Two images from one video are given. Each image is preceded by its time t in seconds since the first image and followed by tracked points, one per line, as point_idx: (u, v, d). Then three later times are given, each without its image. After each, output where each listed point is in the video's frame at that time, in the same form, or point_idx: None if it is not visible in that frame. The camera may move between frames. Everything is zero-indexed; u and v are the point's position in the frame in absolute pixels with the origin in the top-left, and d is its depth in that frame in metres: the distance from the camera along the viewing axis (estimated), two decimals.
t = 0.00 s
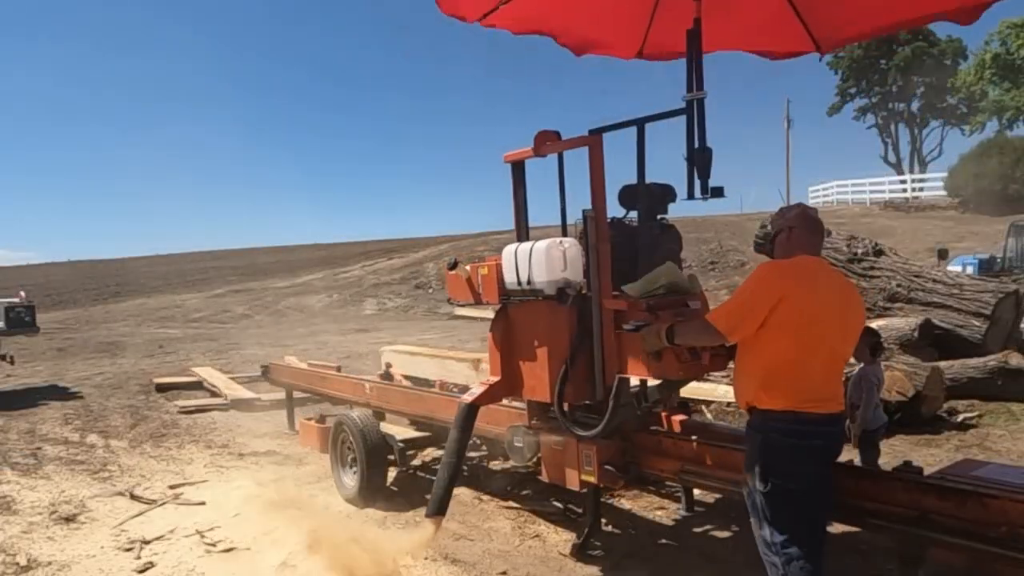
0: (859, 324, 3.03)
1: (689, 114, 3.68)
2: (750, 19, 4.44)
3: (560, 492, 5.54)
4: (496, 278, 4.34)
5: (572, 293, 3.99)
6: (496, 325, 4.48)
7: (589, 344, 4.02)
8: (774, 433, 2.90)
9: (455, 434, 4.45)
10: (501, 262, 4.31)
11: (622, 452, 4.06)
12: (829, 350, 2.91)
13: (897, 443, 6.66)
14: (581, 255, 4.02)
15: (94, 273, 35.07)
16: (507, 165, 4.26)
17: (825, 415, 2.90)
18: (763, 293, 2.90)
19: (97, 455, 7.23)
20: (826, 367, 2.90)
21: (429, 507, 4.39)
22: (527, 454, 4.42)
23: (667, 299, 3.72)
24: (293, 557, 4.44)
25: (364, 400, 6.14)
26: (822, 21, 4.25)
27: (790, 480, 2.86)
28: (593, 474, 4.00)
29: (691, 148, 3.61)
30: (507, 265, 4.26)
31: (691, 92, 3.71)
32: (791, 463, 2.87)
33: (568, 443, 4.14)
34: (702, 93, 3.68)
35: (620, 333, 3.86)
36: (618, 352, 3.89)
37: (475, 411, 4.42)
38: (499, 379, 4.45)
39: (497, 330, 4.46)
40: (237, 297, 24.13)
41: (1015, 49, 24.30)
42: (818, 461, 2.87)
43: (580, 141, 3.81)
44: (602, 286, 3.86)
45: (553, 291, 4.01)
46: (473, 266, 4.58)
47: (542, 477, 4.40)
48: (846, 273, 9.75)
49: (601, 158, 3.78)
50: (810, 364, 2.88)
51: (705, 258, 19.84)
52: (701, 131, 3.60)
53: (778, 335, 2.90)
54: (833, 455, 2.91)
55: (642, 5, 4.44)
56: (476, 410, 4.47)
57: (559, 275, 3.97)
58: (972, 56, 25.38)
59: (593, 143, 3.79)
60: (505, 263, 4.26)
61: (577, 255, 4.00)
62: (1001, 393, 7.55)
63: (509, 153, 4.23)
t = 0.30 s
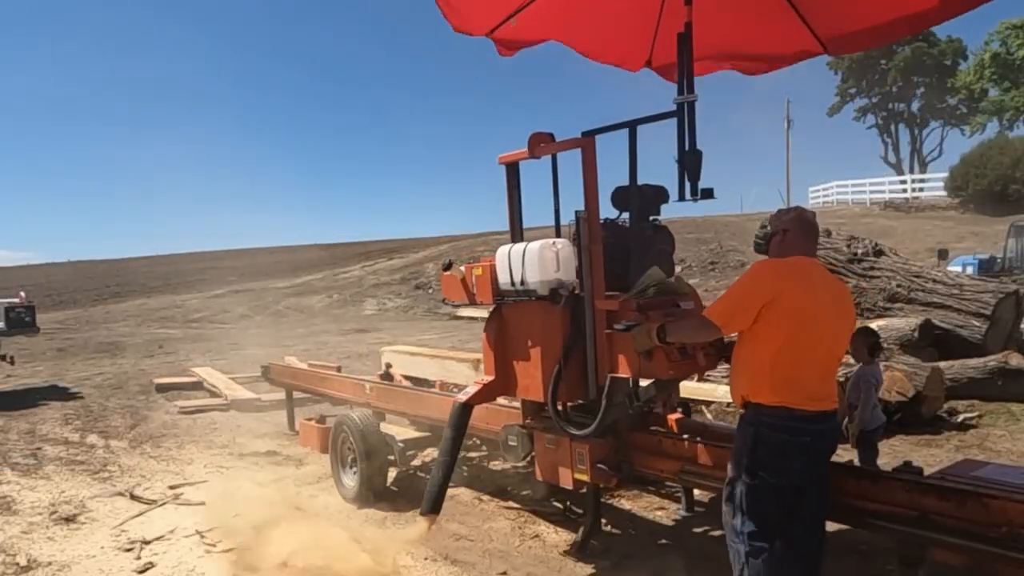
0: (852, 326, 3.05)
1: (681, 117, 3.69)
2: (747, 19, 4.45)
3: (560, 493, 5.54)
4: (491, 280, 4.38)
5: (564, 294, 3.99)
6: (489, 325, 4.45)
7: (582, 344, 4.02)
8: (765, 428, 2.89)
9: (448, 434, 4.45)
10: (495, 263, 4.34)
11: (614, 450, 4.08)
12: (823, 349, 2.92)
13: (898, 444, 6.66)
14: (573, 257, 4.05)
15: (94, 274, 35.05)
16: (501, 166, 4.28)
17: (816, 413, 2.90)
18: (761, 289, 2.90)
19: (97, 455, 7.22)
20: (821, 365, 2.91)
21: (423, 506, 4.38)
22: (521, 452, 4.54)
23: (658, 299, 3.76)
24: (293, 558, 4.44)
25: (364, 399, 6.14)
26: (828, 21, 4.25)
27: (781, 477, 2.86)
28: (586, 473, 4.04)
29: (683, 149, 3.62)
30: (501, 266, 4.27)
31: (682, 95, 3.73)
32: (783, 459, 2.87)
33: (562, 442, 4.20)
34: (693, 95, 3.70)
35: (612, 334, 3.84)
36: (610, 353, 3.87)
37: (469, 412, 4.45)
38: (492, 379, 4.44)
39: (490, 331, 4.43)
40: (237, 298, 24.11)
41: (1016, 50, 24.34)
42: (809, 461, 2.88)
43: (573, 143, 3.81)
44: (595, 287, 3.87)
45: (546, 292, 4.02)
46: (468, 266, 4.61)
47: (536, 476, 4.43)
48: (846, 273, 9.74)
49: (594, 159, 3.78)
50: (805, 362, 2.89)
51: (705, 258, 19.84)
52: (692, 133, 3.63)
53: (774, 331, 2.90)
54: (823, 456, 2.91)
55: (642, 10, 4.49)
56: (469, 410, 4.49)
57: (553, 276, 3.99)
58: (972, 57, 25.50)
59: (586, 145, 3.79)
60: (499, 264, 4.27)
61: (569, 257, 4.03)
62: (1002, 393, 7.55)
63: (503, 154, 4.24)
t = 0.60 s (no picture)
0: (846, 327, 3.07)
1: (672, 119, 3.71)
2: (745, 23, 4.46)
3: (560, 493, 5.53)
4: (485, 281, 4.35)
5: (558, 294, 4.01)
6: (484, 325, 4.52)
7: (576, 344, 4.07)
8: (762, 423, 2.88)
9: (444, 432, 4.47)
10: (489, 263, 4.31)
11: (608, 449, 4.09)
12: (818, 348, 2.93)
13: (898, 444, 6.66)
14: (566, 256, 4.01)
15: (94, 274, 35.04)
16: (496, 167, 4.28)
17: (811, 410, 2.90)
18: (753, 287, 2.93)
19: (97, 456, 7.22)
20: (816, 364, 2.92)
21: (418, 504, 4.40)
22: (516, 451, 4.51)
23: (649, 300, 3.81)
24: (293, 559, 4.43)
25: (364, 400, 6.14)
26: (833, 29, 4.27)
27: (777, 472, 2.86)
28: (580, 472, 4.04)
29: (674, 151, 3.66)
30: (496, 266, 4.25)
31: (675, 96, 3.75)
32: (780, 456, 2.87)
33: (556, 442, 4.18)
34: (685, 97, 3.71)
35: (604, 334, 3.87)
36: (602, 353, 3.90)
37: (463, 411, 4.47)
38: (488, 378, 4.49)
39: (486, 331, 4.50)
40: (237, 298, 24.09)
41: (1016, 50, 24.35)
42: (805, 457, 2.89)
43: (566, 144, 3.82)
44: (588, 288, 3.89)
45: (540, 292, 4.00)
46: (462, 266, 4.59)
47: (531, 474, 4.43)
48: (846, 274, 9.73)
49: (587, 160, 3.80)
50: (801, 359, 2.90)
51: (705, 259, 19.84)
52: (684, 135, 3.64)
53: (768, 330, 2.92)
54: (818, 457, 2.93)
55: (642, 12, 4.50)
56: (464, 410, 4.52)
57: (546, 276, 3.97)
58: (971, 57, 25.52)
59: (579, 146, 3.81)
60: (494, 265, 4.25)
61: (563, 257, 3.99)
62: (1002, 393, 7.56)
63: (499, 157, 4.25)
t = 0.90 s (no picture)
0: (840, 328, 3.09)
1: (664, 121, 3.82)
2: (737, 29, 4.50)
3: (560, 493, 5.53)
4: (480, 281, 4.40)
5: (552, 294, 4.06)
6: (479, 324, 4.51)
7: (570, 344, 4.10)
8: (757, 419, 2.90)
9: (439, 431, 4.50)
10: (484, 265, 4.39)
11: (601, 448, 4.11)
12: (810, 346, 2.96)
13: (898, 444, 6.66)
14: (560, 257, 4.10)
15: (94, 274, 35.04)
16: (492, 169, 4.38)
17: (803, 405, 2.91)
18: (746, 285, 2.97)
19: (97, 456, 7.21)
20: (809, 361, 2.94)
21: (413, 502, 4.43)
22: (510, 450, 4.57)
23: (643, 300, 3.81)
24: (293, 559, 4.43)
25: (364, 400, 6.13)
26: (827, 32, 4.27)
27: (772, 468, 2.87)
28: (573, 470, 4.06)
29: (666, 153, 3.79)
30: (490, 267, 4.33)
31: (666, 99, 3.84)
32: (774, 451, 2.88)
33: (550, 441, 4.22)
34: (676, 100, 3.81)
35: (596, 334, 3.87)
36: (595, 353, 3.91)
37: (458, 410, 4.51)
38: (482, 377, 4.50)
39: (481, 330, 4.50)
40: (237, 298, 24.08)
41: (1016, 51, 24.40)
42: (799, 453, 2.90)
43: (560, 147, 3.89)
44: (582, 289, 3.89)
45: (534, 293, 4.07)
46: (458, 268, 4.63)
47: (527, 474, 4.46)
48: (846, 273, 9.83)
49: (581, 162, 3.87)
50: (794, 358, 2.92)
51: (705, 259, 19.84)
52: (675, 138, 3.79)
53: (761, 327, 2.94)
54: (813, 450, 2.94)
55: (635, 19, 4.54)
56: (459, 409, 4.54)
57: (540, 276, 4.05)
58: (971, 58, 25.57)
59: (574, 148, 3.88)
60: (488, 265, 4.33)
61: (557, 257, 4.09)
62: (1003, 393, 7.56)
63: (494, 158, 4.33)
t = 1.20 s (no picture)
0: (834, 327, 3.09)
1: (657, 123, 3.82)
2: (731, 26, 4.49)
3: (560, 493, 5.53)
4: (475, 282, 4.39)
5: (546, 294, 4.06)
6: (475, 324, 4.57)
7: (564, 343, 4.11)
8: (752, 415, 2.90)
9: (434, 430, 4.54)
10: (479, 265, 4.36)
11: (595, 446, 4.12)
12: (805, 344, 2.96)
13: (898, 444, 6.66)
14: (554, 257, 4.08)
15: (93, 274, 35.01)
16: (488, 170, 4.40)
17: (798, 402, 2.91)
18: (739, 285, 2.98)
19: (97, 456, 7.21)
20: (804, 359, 2.94)
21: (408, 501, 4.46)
22: (505, 449, 4.53)
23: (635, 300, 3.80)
24: (293, 560, 4.44)
25: (364, 400, 6.13)
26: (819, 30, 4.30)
27: (769, 462, 2.87)
28: (567, 468, 4.07)
29: (659, 155, 3.80)
30: (485, 267, 4.31)
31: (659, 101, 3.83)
32: (771, 447, 2.88)
33: (544, 440, 4.22)
34: (669, 102, 3.80)
35: (589, 334, 3.91)
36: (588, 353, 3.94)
37: (453, 409, 4.54)
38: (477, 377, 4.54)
39: (477, 330, 4.55)
40: (238, 298, 24.06)
41: (1016, 51, 24.43)
42: (796, 447, 2.89)
43: (554, 148, 3.90)
44: (576, 290, 3.92)
45: (528, 293, 4.05)
46: (453, 268, 4.63)
47: (522, 473, 4.47)
48: (846, 274, 9.88)
49: (575, 164, 3.89)
50: (789, 357, 2.92)
51: (705, 259, 19.81)
52: (667, 139, 3.78)
53: (755, 326, 2.95)
54: (811, 442, 2.93)
55: (630, 13, 4.54)
56: (454, 407, 4.59)
57: (534, 277, 4.03)
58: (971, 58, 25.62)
59: (568, 149, 3.90)
60: (483, 265, 4.31)
61: (551, 257, 4.06)
62: (1003, 393, 7.56)
63: (490, 160, 4.36)
